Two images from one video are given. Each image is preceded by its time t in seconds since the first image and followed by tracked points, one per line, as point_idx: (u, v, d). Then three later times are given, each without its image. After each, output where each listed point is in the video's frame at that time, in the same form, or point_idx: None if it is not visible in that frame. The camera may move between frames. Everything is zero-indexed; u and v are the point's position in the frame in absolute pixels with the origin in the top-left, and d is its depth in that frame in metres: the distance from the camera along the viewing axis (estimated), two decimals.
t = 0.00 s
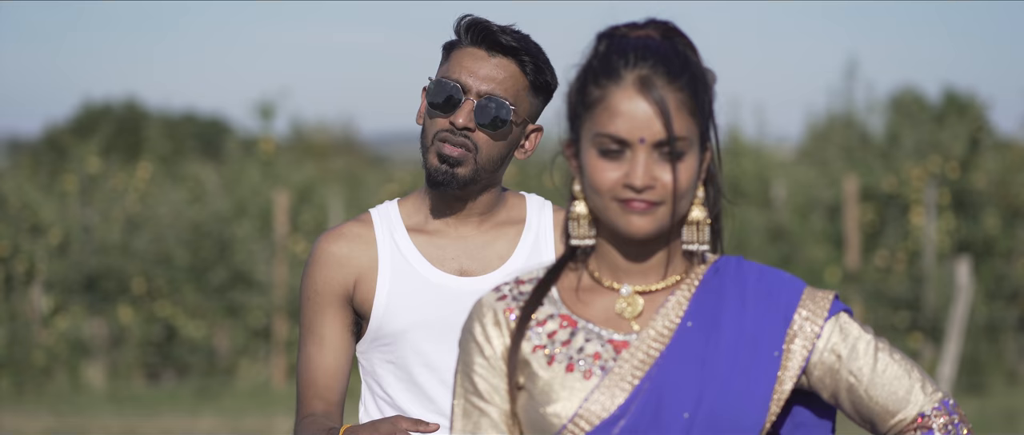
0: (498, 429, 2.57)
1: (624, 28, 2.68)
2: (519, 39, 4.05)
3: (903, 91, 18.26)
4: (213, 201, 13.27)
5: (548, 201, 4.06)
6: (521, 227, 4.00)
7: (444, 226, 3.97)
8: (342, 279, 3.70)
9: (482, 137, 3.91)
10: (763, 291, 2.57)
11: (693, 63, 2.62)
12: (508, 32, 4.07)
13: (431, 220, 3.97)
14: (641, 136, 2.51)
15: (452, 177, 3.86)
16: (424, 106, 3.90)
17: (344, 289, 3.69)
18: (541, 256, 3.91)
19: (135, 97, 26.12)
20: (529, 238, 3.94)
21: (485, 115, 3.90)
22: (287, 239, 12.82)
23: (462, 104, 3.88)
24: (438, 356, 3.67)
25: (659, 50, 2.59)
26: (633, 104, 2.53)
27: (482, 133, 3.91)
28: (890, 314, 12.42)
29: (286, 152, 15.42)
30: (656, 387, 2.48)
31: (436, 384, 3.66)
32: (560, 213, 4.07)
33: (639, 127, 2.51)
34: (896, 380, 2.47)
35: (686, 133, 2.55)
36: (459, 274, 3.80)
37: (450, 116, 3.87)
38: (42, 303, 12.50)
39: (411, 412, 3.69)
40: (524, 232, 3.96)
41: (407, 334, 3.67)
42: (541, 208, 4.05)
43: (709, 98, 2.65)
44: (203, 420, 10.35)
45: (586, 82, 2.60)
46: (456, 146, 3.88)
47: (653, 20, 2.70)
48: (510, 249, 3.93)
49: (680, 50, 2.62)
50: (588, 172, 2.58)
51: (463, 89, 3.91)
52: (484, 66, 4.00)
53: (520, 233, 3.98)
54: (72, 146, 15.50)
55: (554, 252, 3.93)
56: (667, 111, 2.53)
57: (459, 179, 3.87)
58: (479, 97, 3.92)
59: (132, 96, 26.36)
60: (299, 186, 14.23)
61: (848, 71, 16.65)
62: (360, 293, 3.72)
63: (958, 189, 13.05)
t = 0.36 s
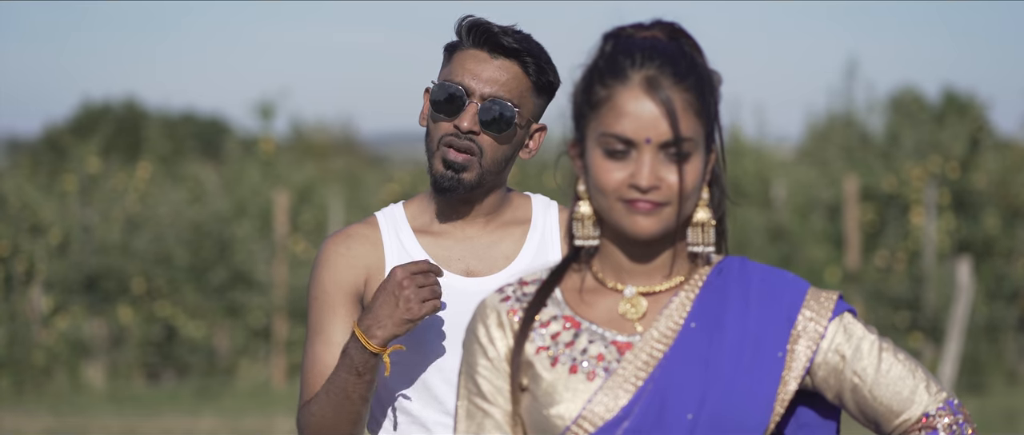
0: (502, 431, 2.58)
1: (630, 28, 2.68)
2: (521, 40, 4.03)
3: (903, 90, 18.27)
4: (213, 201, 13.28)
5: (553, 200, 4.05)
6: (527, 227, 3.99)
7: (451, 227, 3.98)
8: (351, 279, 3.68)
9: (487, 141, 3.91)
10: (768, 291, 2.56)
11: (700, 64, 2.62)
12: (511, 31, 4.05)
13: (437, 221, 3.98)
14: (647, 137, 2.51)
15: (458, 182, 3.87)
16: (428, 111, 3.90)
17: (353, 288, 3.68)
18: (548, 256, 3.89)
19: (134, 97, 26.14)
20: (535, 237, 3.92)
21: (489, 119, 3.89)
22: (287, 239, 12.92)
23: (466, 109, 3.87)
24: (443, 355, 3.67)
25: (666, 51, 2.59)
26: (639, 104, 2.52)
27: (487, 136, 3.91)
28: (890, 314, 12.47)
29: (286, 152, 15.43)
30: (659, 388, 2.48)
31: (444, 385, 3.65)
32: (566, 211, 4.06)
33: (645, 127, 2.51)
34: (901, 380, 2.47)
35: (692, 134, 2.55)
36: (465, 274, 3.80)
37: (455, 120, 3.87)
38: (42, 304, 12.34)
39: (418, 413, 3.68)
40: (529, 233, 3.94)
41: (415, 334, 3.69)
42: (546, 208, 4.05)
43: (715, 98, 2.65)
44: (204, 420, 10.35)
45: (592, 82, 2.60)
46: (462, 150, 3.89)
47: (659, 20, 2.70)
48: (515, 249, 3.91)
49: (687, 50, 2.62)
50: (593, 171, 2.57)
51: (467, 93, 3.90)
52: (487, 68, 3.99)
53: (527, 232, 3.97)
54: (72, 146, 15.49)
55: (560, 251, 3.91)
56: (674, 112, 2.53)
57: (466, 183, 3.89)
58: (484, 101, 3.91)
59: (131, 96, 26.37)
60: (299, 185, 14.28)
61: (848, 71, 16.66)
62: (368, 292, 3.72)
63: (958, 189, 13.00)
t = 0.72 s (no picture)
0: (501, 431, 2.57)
1: (627, 26, 2.66)
2: (526, 41, 4.05)
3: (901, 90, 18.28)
4: (211, 201, 13.33)
5: (542, 201, 4.08)
6: (516, 227, 4.01)
7: (440, 226, 3.97)
8: (336, 281, 3.67)
9: (491, 139, 3.91)
10: (766, 288, 2.56)
11: (697, 63, 2.61)
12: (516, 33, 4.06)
13: (428, 220, 3.97)
14: (646, 142, 2.51)
15: (461, 179, 3.88)
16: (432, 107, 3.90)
17: (338, 291, 3.66)
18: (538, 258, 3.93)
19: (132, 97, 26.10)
20: (525, 237, 3.96)
21: (495, 117, 3.90)
22: (285, 239, 12.86)
23: (471, 106, 3.88)
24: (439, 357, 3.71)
25: (663, 51, 2.58)
26: (637, 109, 2.52)
27: (492, 135, 3.91)
28: (888, 313, 12.47)
29: (284, 151, 15.41)
30: (659, 386, 2.48)
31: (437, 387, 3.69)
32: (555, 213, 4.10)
33: (644, 133, 2.51)
34: (900, 375, 2.47)
35: (691, 138, 2.55)
36: (457, 273, 3.81)
37: (459, 117, 3.88)
38: (39, 303, 12.46)
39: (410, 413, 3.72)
40: (519, 233, 3.97)
41: (406, 335, 3.70)
42: (534, 208, 4.08)
43: (712, 98, 2.64)
44: (202, 420, 10.34)
45: (589, 85, 2.59)
46: (466, 148, 3.89)
47: (655, 17, 2.68)
48: (506, 249, 3.94)
49: (685, 51, 2.61)
50: (592, 176, 2.58)
51: (472, 91, 3.91)
52: (492, 68, 4.00)
53: (516, 233, 4.00)
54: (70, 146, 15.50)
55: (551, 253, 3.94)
56: (672, 117, 2.53)
57: (468, 181, 3.89)
58: (489, 100, 3.92)
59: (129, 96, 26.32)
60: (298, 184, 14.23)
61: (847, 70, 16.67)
62: (355, 294, 3.71)
63: (956, 189, 13.02)
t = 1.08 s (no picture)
0: (503, 430, 2.58)
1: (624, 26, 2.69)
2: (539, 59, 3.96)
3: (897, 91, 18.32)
4: (209, 201, 13.41)
5: (512, 207, 4.06)
6: (491, 232, 3.96)
7: (421, 222, 3.90)
8: (315, 275, 3.55)
9: (503, 153, 3.86)
10: (766, 286, 2.56)
11: (695, 57, 2.63)
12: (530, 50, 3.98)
13: (407, 217, 3.89)
14: (644, 130, 2.52)
15: (472, 189, 3.83)
16: (450, 110, 3.82)
17: (318, 284, 3.55)
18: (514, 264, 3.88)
19: (129, 98, 26.12)
20: (500, 242, 3.91)
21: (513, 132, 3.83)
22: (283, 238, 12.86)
23: (492, 117, 3.80)
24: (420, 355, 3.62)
25: (660, 46, 2.60)
26: (636, 99, 2.53)
27: (504, 149, 3.85)
28: (886, 313, 12.42)
29: (282, 151, 15.42)
30: (660, 384, 2.48)
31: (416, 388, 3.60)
32: (525, 218, 4.08)
33: (643, 122, 2.52)
34: (900, 373, 2.47)
35: (689, 127, 2.56)
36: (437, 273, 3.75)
37: (477, 126, 3.80)
38: (37, 303, 12.44)
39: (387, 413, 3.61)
40: (495, 237, 3.92)
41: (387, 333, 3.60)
42: (506, 214, 4.04)
43: (710, 93, 2.66)
44: (199, 420, 10.33)
45: (587, 78, 2.60)
46: (479, 158, 3.82)
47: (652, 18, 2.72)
48: (483, 252, 3.89)
49: (682, 45, 2.63)
50: (590, 167, 2.57)
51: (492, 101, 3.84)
52: (508, 81, 3.92)
53: (490, 237, 3.94)
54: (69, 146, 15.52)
55: (525, 259, 3.90)
56: (670, 105, 2.54)
57: (477, 191, 3.85)
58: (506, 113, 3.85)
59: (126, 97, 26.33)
60: (296, 184, 14.25)
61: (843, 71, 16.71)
62: (335, 288, 3.60)
63: (954, 189, 13.11)
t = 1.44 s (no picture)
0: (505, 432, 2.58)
1: (624, 29, 2.67)
2: (516, 45, 3.83)
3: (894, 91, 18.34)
4: (206, 201, 13.39)
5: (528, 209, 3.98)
6: (511, 232, 3.86)
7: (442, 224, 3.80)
8: (348, 264, 3.54)
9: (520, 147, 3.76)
10: (767, 289, 2.56)
11: (695, 64, 2.62)
12: (502, 38, 3.83)
13: (430, 219, 3.79)
14: (646, 141, 2.51)
15: (506, 193, 3.72)
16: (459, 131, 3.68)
17: (349, 274, 3.53)
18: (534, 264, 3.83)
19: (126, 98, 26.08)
20: (520, 240, 3.84)
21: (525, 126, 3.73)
22: (280, 238, 12.86)
23: (500, 122, 3.68)
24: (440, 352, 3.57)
25: (661, 53, 2.59)
26: (637, 109, 2.52)
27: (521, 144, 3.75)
28: (882, 313, 12.43)
29: (279, 152, 15.42)
30: (661, 386, 2.48)
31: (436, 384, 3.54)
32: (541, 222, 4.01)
33: (644, 132, 2.51)
34: (901, 374, 2.46)
35: (691, 136, 2.55)
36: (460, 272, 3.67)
37: (491, 138, 3.67)
38: (34, 303, 12.46)
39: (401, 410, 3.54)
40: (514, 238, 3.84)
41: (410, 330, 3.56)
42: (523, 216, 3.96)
43: (710, 98, 2.65)
44: (195, 420, 10.33)
45: (588, 86, 2.59)
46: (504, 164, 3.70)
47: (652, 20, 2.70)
48: (503, 251, 3.80)
49: (682, 52, 2.62)
50: (593, 176, 2.57)
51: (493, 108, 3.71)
52: (497, 79, 3.78)
53: (510, 238, 3.85)
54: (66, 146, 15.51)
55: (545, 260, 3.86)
56: (672, 116, 2.53)
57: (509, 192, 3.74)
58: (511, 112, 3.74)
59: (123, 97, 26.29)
60: (293, 184, 14.25)
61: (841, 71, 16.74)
62: (363, 281, 3.59)
63: (951, 188, 13.09)
